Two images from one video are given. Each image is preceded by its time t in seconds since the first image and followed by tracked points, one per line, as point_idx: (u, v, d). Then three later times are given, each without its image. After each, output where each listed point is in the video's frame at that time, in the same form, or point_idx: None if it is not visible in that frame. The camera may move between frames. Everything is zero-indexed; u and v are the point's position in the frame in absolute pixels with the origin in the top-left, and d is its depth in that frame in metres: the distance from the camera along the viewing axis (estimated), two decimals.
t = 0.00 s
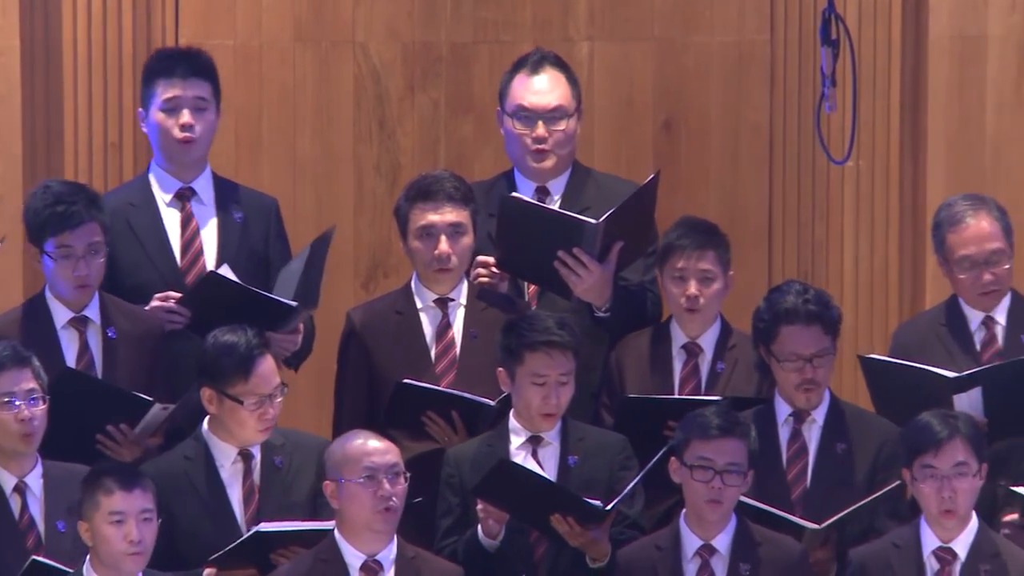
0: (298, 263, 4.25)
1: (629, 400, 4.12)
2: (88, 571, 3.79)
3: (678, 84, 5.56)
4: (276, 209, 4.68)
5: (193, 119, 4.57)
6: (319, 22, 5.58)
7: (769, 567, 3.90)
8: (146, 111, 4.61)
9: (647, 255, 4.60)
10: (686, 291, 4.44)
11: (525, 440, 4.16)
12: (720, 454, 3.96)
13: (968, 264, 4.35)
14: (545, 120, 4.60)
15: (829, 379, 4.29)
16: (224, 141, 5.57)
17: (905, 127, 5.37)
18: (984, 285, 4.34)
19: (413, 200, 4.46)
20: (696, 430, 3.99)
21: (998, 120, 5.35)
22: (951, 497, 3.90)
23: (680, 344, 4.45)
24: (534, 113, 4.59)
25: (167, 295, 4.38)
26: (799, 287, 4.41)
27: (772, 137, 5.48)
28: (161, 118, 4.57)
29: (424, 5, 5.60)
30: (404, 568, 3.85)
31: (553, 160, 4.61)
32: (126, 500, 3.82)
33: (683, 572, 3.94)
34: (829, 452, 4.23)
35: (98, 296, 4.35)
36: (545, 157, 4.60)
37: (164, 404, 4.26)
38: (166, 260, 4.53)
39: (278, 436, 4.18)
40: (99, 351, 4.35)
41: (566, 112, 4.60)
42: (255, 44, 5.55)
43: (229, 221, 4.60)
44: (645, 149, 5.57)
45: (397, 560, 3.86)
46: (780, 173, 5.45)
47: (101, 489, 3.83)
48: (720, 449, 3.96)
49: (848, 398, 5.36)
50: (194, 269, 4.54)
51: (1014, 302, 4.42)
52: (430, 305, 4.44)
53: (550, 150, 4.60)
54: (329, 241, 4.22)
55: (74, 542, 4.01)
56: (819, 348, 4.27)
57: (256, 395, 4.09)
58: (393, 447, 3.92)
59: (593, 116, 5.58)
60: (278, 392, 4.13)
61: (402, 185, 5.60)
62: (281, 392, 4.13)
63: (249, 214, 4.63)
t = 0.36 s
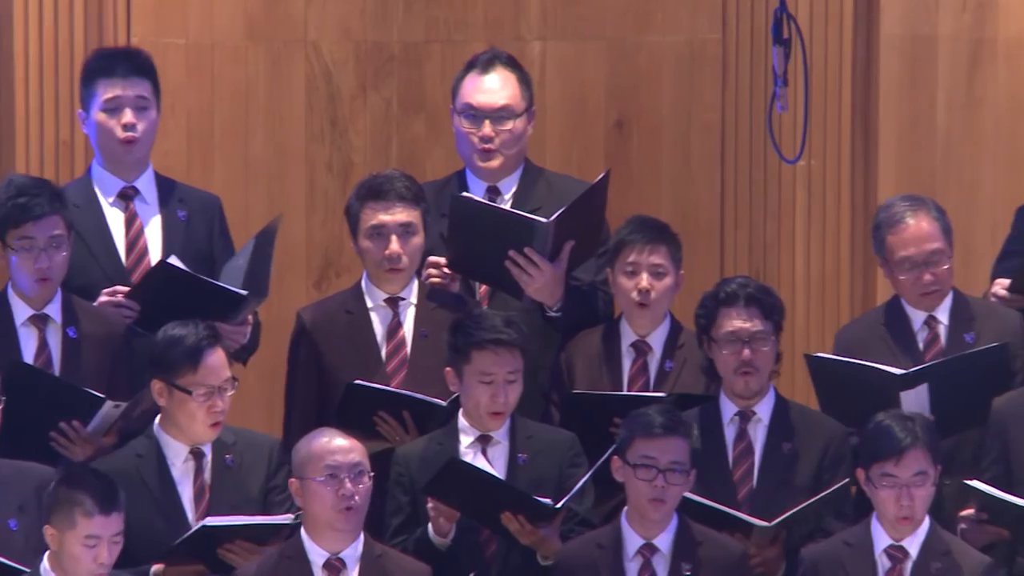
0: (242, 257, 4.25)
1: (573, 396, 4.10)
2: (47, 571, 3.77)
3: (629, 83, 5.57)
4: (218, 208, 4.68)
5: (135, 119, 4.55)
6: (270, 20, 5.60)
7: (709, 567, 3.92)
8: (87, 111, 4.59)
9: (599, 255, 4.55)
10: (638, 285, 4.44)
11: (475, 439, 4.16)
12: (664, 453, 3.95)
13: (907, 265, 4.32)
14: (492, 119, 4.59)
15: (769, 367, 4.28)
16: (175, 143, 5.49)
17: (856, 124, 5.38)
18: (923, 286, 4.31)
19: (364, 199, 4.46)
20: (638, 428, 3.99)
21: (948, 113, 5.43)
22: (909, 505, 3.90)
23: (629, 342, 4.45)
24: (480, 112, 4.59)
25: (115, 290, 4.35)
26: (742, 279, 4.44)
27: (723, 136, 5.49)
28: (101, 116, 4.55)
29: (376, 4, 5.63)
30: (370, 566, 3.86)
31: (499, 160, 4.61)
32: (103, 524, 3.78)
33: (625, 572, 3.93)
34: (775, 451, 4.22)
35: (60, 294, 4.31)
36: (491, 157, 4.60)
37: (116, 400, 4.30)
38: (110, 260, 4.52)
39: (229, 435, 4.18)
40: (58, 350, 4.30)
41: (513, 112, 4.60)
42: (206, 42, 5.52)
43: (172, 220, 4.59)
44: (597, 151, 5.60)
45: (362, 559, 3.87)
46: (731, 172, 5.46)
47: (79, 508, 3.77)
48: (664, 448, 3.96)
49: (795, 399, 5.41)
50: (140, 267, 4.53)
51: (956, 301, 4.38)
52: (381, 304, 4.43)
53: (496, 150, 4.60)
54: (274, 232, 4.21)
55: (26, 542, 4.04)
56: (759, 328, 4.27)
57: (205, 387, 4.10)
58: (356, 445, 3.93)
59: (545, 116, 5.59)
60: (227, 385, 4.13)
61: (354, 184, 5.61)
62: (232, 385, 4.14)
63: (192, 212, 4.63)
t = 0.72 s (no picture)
0: (188, 260, 4.22)
1: (520, 399, 4.12)
2: None
3: (574, 83, 5.58)
4: (162, 206, 4.69)
5: (75, 122, 4.52)
6: (217, 20, 5.59)
7: (645, 568, 3.93)
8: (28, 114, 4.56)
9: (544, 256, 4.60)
10: (589, 274, 4.46)
11: (420, 441, 4.17)
12: (602, 457, 3.96)
13: (846, 266, 4.35)
14: (432, 117, 4.59)
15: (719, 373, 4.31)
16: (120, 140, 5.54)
17: (802, 122, 5.40)
18: (863, 287, 4.34)
19: (310, 199, 4.45)
20: (577, 430, 4.00)
21: (894, 117, 5.44)
22: (846, 494, 3.92)
23: (575, 342, 4.47)
24: (422, 109, 4.59)
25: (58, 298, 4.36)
26: (692, 282, 4.44)
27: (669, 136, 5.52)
28: (41, 119, 4.52)
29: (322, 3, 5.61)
30: (325, 567, 3.85)
31: (438, 158, 4.60)
32: (57, 535, 3.76)
33: (560, 573, 3.94)
34: (724, 450, 4.23)
35: (13, 295, 4.28)
36: (430, 155, 4.60)
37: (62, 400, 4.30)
38: (53, 260, 4.51)
39: (179, 435, 4.17)
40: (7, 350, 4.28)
41: (454, 111, 4.60)
42: (153, 43, 5.54)
43: (116, 219, 4.60)
44: (542, 151, 5.61)
45: (318, 559, 3.86)
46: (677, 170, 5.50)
47: (35, 519, 3.74)
48: (602, 452, 3.97)
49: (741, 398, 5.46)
50: (83, 270, 4.53)
51: (895, 303, 4.40)
52: (326, 304, 4.43)
53: (434, 148, 4.59)
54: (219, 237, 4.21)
55: None
56: (709, 342, 4.30)
57: (166, 381, 4.10)
58: (321, 457, 3.90)
59: (490, 116, 5.62)
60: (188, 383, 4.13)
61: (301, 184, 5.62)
62: (191, 382, 4.14)
63: (136, 211, 4.63)
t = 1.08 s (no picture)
0: (148, 266, 4.23)
1: (479, 404, 4.12)
2: None
3: (528, 83, 5.59)
4: (126, 206, 4.66)
5: (33, 133, 4.49)
6: (171, 18, 5.60)
7: (592, 566, 3.94)
8: None
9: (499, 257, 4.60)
10: (543, 291, 4.46)
11: (375, 443, 4.15)
12: (547, 454, 3.97)
13: (800, 266, 4.36)
14: (391, 114, 4.60)
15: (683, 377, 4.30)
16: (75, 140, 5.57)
17: (756, 121, 5.41)
18: (815, 286, 4.35)
19: (264, 199, 4.44)
20: (520, 431, 4.01)
21: (848, 118, 5.45)
22: (797, 494, 3.93)
23: (533, 343, 4.47)
24: (380, 107, 4.60)
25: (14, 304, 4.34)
26: (655, 287, 4.42)
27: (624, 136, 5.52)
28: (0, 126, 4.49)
29: (276, 3, 5.62)
30: (283, 567, 3.85)
31: (397, 156, 4.60)
32: (10, 542, 3.73)
33: (507, 573, 3.94)
34: (686, 450, 4.23)
35: None
36: (389, 153, 4.59)
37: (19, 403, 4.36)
38: (12, 262, 4.50)
39: (150, 436, 4.15)
40: None
41: (412, 108, 4.61)
42: (105, 42, 5.56)
43: (78, 220, 4.58)
44: (497, 151, 5.62)
45: (277, 560, 3.85)
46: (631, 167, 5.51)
47: None
48: (546, 449, 3.98)
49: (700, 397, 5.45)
50: (42, 275, 4.52)
51: (847, 304, 4.42)
52: (281, 305, 4.41)
53: (394, 146, 4.59)
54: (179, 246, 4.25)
55: None
56: (674, 347, 4.29)
57: (137, 382, 4.08)
58: (282, 461, 3.88)
59: (445, 116, 5.62)
60: (159, 385, 4.11)
61: (255, 185, 5.61)
62: (162, 385, 4.12)
63: (99, 213, 4.61)
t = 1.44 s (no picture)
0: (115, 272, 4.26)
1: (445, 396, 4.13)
2: None
3: (486, 83, 5.59)
4: (105, 210, 4.63)
5: (11, 141, 4.45)
6: (128, 19, 5.59)
7: (546, 566, 3.94)
8: None
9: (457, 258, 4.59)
10: (505, 297, 4.45)
11: (335, 446, 4.14)
12: (494, 456, 3.97)
13: (758, 267, 4.37)
14: (362, 111, 4.60)
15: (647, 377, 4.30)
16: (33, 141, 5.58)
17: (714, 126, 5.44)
18: (773, 288, 4.35)
19: (223, 200, 4.42)
20: (468, 433, 4.01)
21: (806, 112, 5.52)
22: (755, 492, 3.94)
23: (498, 342, 4.48)
24: (351, 105, 4.59)
25: None
26: (618, 288, 4.43)
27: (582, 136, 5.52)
28: None
29: (234, 4, 5.61)
30: (243, 568, 3.85)
31: (371, 152, 4.60)
32: None
33: (462, 573, 3.93)
34: (650, 451, 4.24)
35: None
36: (363, 150, 4.59)
37: None
38: None
39: (129, 440, 4.14)
40: None
41: (382, 105, 4.61)
42: (63, 43, 5.55)
43: (53, 225, 4.55)
44: (454, 151, 5.62)
45: (236, 561, 3.85)
46: (591, 168, 5.50)
47: None
48: (494, 450, 3.98)
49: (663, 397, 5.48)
50: (15, 278, 4.49)
51: (807, 305, 4.41)
52: (240, 305, 4.40)
53: (368, 142, 4.59)
54: (143, 257, 4.24)
55: None
56: (637, 348, 4.28)
57: (102, 374, 4.07)
58: (242, 461, 3.88)
59: (402, 114, 5.60)
60: (127, 379, 4.10)
61: (212, 186, 5.61)
62: (130, 380, 4.11)
63: (75, 217, 4.58)
